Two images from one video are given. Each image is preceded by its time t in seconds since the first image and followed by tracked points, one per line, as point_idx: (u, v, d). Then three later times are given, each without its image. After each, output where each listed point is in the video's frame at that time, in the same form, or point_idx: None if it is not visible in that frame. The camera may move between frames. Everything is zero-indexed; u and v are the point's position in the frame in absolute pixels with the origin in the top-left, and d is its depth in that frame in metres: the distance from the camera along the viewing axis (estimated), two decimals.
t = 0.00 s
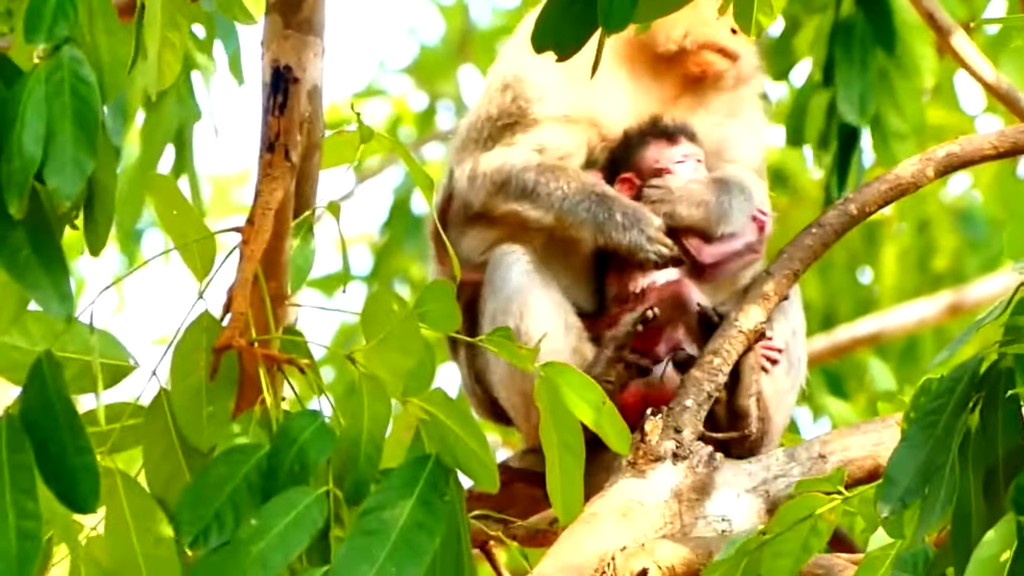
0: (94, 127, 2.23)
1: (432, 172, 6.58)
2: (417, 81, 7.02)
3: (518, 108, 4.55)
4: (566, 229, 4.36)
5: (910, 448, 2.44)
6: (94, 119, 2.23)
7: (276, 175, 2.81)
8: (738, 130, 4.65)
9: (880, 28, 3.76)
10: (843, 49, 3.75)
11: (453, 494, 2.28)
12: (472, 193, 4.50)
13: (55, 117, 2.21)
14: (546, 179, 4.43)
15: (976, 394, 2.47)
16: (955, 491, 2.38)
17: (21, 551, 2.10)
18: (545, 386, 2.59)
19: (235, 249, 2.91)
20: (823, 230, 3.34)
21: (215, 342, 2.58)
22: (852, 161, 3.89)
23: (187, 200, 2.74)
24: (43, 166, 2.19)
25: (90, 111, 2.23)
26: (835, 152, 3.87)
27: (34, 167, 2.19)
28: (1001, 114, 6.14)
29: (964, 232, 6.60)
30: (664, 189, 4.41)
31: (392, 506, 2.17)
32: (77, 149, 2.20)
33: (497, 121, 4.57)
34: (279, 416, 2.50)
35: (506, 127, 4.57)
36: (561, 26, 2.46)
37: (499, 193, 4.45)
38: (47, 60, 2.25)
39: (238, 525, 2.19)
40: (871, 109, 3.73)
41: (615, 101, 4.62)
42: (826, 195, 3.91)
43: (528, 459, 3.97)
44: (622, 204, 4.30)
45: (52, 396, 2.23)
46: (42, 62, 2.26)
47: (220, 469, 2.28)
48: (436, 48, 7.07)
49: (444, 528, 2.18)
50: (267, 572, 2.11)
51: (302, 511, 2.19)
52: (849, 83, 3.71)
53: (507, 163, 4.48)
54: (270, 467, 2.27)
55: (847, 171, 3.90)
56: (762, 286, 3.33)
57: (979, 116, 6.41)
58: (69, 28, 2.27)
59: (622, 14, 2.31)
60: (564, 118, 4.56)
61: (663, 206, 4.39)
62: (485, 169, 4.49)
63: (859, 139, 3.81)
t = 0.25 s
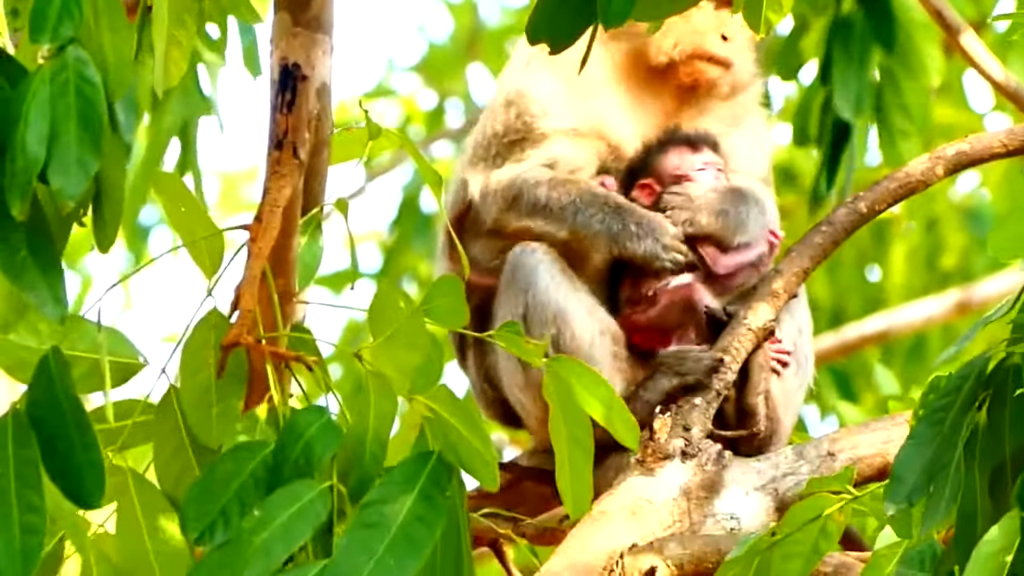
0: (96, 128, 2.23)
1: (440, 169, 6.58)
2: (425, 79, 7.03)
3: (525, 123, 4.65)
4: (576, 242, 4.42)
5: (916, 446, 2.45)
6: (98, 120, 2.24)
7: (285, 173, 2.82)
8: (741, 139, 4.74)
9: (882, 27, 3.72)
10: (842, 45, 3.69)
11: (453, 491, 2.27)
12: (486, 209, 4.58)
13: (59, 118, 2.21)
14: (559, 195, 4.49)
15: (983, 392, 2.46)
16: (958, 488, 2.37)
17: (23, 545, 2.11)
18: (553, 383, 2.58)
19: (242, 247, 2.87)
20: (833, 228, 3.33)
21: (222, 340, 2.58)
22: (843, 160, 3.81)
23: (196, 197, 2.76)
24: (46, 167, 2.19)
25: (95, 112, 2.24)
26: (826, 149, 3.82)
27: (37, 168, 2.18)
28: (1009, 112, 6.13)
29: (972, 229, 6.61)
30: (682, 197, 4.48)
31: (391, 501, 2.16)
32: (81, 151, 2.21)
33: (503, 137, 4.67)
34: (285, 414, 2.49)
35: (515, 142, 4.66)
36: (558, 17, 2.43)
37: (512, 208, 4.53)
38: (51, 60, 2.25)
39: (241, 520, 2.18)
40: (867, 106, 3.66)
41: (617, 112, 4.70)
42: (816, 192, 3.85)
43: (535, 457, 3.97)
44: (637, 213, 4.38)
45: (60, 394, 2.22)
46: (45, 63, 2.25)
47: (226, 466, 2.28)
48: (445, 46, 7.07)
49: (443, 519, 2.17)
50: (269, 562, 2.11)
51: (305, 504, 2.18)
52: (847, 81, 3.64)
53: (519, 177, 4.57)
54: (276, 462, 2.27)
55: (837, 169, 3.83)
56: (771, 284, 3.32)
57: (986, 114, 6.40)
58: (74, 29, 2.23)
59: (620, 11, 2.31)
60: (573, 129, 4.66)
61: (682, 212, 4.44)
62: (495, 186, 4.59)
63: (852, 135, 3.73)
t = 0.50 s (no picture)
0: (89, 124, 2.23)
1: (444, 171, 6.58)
2: (430, 80, 7.02)
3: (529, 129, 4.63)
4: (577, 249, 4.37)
5: (919, 445, 2.44)
6: (92, 117, 2.23)
7: (289, 173, 2.83)
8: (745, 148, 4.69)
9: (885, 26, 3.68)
10: (846, 46, 3.67)
11: (455, 489, 2.27)
12: (490, 215, 4.54)
13: (52, 114, 2.21)
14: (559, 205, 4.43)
15: (985, 392, 2.46)
16: (961, 487, 2.36)
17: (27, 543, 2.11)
18: (556, 386, 2.56)
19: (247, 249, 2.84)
20: (837, 230, 3.32)
21: (226, 341, 2.58)
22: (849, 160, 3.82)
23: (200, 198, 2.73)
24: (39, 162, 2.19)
25: (88, 109, 2.23)
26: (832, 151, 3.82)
27: (29, 163, 2.18)
28: (1013, 113, 6.11)
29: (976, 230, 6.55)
30: (700, 201, 4.36)
31: (392, 495, 2.16)
32: (73, 147, 2.20)
33: (509, 142, 4.64)
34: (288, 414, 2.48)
35: (519, 148, 4.63)
36: (578, 21, 2.34)
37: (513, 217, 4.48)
38: (46, 56, 2.25)
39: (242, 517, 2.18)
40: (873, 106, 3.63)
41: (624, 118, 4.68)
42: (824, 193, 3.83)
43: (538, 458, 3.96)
44: (636, 224, 4.33)
45: (62, 392, 2.21)
46: (41, 58, 2.26)
47: (229, 464, 2.29)
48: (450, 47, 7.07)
49: (446, 513, 2.17)
50: (269, 556, 2.11)
51: (307, 499, 2.18)
52: (851, 82, 3.62)
53: (521, 185, 4.52)
54: (278, 461, 2.27)
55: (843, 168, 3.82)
56: (776, 286, 3.32)
57: (991, 115, 6.38)
58: (71, 24, 2.26)
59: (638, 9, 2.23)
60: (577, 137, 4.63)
61: (699, 216, 4.34)
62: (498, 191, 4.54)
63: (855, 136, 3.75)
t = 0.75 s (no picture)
0: (95, 129, 2.24)
1: (445, 175, 6.59)
2: (430, 84, 7.04)
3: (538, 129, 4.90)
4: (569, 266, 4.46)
5: (921, 454, 2.49)
6: (97, 122, 2.24)
7: (290, 178, 2.84)
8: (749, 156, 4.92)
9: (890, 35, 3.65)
10: (853, 56, 3.68)
11: (456, 491, 2.29)
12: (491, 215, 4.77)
13: (57, 117, 2.22)
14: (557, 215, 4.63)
15: (987, 400, 2.53)
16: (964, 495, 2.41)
17: (42, 551, 2.13)
18: (556, 397, 2.55)
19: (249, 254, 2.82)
20: (835, 236, 3.32)
21: (228, 346, 2.59)
22: (858, 168, 3.80)
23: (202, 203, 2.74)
24: (44, 166, 2.20)
25: (92, 113, 2.25)
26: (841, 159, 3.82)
27: (34, 167, 2.19)
28: (1014, 117, 6.12)
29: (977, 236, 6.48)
30: (710, 215, 4.34)
31: (392, 501, 2.17)
32: (78, 151, 2.21)
33: (519, 151, 4.89)
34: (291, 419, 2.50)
35: (526, 151, 4.88)
36: (567, 23, 2.41)
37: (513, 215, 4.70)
38: (51, 61, 2.27)
39: (246, 525, 2.20)
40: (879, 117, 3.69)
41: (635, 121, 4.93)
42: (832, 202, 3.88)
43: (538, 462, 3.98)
44: (624, 262, 4.38)
45: (68, 395, 2.24)
46: (45, 63, 2.27)
47: (233, 469, 2.31)
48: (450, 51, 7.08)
49: (445, 517, 2.19)
50: (275, 566, 2.12)
51: (312, 508, 2.19)
52: (857, 90, 3.67)
53: (521, 188, 4.75)
54: (281, 467, 2.29)
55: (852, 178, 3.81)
56: (774, 292, 3.31)
57: (992, 120, 6.40)
58: (74, 29, 2.24)
59: (630, 15, 2.27)
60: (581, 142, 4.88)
61: (710, 231, 4.29)
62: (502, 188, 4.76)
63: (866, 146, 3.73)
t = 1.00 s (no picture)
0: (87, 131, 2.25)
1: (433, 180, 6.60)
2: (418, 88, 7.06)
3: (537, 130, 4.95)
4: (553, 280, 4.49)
5: (907, 458, 2.50)
6: (90, 124, 2.25)
7: (279, 183, 2.86)
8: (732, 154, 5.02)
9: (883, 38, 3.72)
10: (848, 56, 3.75)
11: (444, 496, 2.29)
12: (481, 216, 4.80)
13: (50, 120, 2.22)
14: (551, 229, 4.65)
15: (973, 405, 2.55)
16: (948, 505, 2.45)
17: (28, 557, 2.14)
18: (543, 399, 2.57)
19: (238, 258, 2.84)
20: (823, 240, 3.33)
21: (215, 350, 2.59)
22: (853, 172, 3.91)
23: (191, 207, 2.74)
24: (37, 168, 2.20)
25: (86, 115, 2.25)
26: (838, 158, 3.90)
27: (28, 167, 2.20)
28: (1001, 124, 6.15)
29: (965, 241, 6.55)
30: (693, 222, 4.44)
31: (382, 505, 2.19)
32: (70, 152, 2.21)
33: (509, 153, 4.91)
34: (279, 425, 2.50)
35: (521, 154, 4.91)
36: (563, 28, 2.41)
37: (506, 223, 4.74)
38: (44, 64, 2.28)
39: (235, 528, 2.21)
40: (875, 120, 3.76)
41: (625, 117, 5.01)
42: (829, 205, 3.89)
43: (522, 467, 4.00)
44: (609, 284, 4.44)
45: (53, 403, 2.25)
46: (38, 65, 2.28)
47: (219, 474, 2.28)
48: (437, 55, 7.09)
49: (433, 522, 2.21)
50: (262, 568, 2.15)
51: (299, 513, 2.21)
52: (853, 94, 3.74)
53: (514, 196, 4.78)
54: (269, 471, 2.29)
55: (849, 180, 3.92)
56: (760, 297, 3.32)
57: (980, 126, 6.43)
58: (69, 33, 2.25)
59: (625, 19, 2.29)
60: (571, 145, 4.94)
61: (693, 238, 4.40)
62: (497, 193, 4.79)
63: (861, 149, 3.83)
